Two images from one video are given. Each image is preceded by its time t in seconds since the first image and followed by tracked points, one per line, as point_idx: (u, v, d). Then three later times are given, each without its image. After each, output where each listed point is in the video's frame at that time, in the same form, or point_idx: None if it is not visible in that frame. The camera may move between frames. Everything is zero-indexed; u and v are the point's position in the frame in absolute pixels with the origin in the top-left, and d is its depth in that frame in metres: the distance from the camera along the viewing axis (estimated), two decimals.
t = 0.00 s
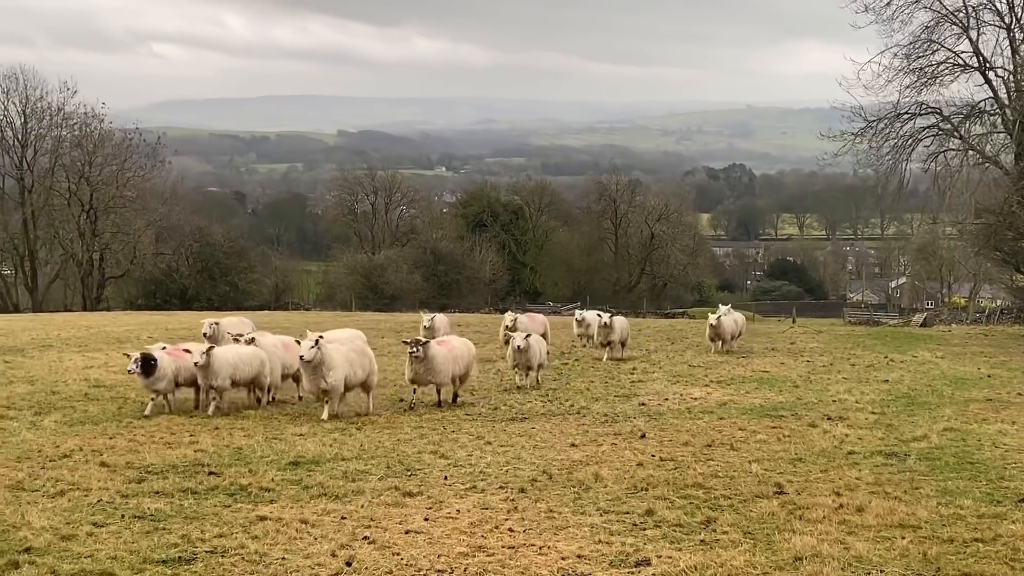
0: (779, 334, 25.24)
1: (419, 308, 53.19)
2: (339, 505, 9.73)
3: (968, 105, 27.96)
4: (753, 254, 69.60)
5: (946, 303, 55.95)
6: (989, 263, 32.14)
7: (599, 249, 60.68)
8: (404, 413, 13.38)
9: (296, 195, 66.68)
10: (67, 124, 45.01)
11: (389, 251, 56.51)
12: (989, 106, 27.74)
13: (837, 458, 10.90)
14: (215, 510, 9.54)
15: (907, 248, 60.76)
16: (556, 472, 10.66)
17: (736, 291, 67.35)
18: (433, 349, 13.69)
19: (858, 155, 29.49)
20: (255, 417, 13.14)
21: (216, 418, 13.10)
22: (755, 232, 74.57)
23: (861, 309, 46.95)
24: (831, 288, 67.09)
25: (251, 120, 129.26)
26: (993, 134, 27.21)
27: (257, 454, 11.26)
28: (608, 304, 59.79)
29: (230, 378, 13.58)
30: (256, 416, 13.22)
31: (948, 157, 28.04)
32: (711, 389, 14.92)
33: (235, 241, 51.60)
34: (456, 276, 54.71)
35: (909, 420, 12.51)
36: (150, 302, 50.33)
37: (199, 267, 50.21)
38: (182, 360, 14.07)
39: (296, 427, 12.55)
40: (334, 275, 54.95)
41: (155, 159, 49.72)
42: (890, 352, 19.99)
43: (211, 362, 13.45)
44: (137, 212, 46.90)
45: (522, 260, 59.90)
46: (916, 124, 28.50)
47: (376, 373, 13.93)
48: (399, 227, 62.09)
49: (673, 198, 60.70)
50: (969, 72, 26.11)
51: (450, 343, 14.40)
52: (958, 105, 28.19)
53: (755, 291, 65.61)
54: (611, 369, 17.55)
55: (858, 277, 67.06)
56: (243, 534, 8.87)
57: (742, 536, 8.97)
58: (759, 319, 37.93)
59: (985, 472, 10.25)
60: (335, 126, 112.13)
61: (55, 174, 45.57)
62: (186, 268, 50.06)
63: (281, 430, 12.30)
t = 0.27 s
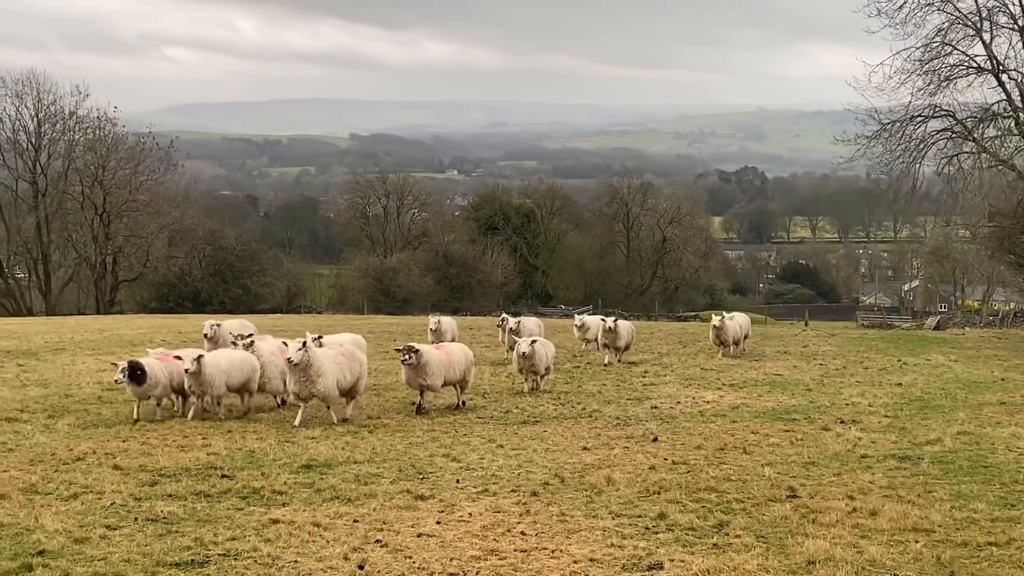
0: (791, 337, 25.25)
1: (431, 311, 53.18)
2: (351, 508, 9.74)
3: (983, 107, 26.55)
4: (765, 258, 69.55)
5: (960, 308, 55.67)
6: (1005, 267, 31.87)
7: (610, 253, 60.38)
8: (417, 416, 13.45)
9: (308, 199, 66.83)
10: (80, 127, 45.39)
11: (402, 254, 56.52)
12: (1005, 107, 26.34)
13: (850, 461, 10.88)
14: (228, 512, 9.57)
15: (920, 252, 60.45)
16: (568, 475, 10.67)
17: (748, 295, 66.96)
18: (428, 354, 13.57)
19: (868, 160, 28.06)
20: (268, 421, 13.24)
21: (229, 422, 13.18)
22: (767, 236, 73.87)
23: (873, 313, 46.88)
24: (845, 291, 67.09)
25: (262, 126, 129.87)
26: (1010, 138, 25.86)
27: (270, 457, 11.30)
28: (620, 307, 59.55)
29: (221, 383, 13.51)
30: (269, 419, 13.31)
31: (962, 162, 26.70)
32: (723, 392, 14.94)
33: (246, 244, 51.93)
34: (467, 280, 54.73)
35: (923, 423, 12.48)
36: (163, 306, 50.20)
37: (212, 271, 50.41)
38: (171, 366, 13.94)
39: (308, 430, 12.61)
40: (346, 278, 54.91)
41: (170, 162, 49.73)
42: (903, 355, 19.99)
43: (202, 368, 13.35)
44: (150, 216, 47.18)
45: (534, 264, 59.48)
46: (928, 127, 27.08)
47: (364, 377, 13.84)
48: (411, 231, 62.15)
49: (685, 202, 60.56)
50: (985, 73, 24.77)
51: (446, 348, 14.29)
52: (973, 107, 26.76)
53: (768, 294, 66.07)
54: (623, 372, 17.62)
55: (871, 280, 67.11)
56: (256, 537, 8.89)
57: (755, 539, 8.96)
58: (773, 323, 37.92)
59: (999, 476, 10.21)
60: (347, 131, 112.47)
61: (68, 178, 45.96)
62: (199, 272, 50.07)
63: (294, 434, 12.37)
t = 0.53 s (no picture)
0: (805, 340, 25.24)
1: (444, 313, 53.20)
2: (363, 511, 9.77)
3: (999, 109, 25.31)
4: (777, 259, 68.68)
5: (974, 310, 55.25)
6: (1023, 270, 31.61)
7: (623, 255, 60.07)
8: (429, 418, 13.56)
9: (320, 201, 67.03)
10: (94, 131, 45.93)
11: (415, 256, 56.53)
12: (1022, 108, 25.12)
13: (863, 464, 10.89)
14: (240, 515, 9.61)
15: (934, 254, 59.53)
16: (580, 478, 10.69)
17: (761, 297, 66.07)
18: (422, 360, 13.42)
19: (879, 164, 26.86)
20: (281, 424, 13.39)
21: (241, 425, 13.31)
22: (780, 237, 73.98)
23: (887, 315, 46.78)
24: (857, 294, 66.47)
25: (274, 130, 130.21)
26: None
27: (282, 459, 11.35)
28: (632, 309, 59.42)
29: (212, 389, 13.57)
30: (281, 423, 13.44)
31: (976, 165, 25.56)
32: (735, 395, 14.98)
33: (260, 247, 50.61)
34: (479, 282, 54.66)
35: (936, 426, 12.47)
36: (175, 308, 49.20)
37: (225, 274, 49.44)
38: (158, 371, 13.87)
39: (320, 433, 12.68)
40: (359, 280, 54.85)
41: (181, 166, 50.39)
42: (916, 358, 20.02)
43: (193, 375, 13.36)
44: (162, 220, 47.52)
45: (547, 266, 59.48)
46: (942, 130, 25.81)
47: (354, 385, 13.48)
48: (423, 232, 61.74)
49: (698, 204, 60.50)
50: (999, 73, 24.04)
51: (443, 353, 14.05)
52: (989, 109, 25.49)
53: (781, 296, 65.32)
54: (635, 375, 17.73)
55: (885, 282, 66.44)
56: (269, 540, 8.92)
57: (768, 543, 8.96)
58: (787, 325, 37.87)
59: (1013, 479, 10.18)
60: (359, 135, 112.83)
61: (82, 182, 46.36)
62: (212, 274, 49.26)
63: (306, 437, 12.45)
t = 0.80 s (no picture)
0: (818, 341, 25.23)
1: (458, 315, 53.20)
2: (376, 513, 9.80)
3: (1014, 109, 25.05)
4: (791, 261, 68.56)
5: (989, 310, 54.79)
6: None
7: (637, 257, 59.86)
8: (443, 421, 13.65)
9: (334, 204, 67.20)
10: (108, 133, 46.02)
11: (428, 258, 56.48)
12: None
13: (877, 466, 10.89)
14: (254, 517, 9.64)
15: (947, 254, 58.03)
16: (594, 480, 10.72)
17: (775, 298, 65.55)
18: (414, 361, 13.37)
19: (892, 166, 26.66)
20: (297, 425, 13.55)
21: (255, 427, 13.41)
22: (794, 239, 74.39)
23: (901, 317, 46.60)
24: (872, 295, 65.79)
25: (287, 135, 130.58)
26: None
27: (295, 461, 11.40)
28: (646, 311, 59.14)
29: (205, 394, 13.38)
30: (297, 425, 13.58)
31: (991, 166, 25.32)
32: (749, 397, 15.01)
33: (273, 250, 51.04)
34: (492, 284, 54.43)
35: (950, 427, 12.47)
36: (190, 310, 49.70)
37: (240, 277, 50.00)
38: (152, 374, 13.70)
39: (333, 435, 12.74)
40: (373, 283, 54.79)
41: (198, 169, 50.43)
42: (931, 360, 19.99)
43: (187, 379, 13.19)
44: (176, 222, 47.44)
45: (560, 268, 59.40)
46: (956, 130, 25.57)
47: (349, 387, 13.45)
48: (437, 235, 61.20)
49: (711, 205, 60.32)
50: (1014, 73, 23.79)
51: (438, 355, 14.02)
52: (1003, 109, 25.23)
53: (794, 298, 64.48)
54: (649, 377, 17.82)
55: (899, 283, 65.14)
56: (282, 542, 8.95)
57: (782, 545, 8.96)
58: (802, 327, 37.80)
59: None
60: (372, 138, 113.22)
61: (96, 184, 46.57)
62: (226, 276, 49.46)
63: (320, 439, 12.52)
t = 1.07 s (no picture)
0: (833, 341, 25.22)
1: (472, 316, 53.24)
2: (390, 514, 9.82)
3: None
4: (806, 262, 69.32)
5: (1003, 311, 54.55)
6: None
7: (651, 258, 59.79)
8: (456, 422, 13.72)
9: (349, 205, 67.35)
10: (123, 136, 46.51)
11: (442, 259, 56.57)
12: None
13: (892, 467, 10.88)
14: (269, 518, 9.67)
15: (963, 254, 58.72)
16: (608, 481, 10.73)
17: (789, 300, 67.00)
18: (406, 365, 13.36)
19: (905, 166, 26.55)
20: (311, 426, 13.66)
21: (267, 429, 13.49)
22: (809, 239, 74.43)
23: (916, 318, 46.53)
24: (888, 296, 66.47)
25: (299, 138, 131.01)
26: None
27: (309, 462, 11.44)
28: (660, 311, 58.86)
29: (196, 399, 13.24)
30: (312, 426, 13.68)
31: (1006, 165, 25.16)
32: (764, 398, 15.04)
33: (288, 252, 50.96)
34: (507, 285, 54.61)
35: (966, 429, 12.46)
36: (204, 312, 50.00)
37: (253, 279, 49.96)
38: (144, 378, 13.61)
39: (348, 437, 12.81)
40: (387, 284, 54.84)
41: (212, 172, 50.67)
42: (947, 360, 20.00)
43: (177, 383, 13.04)
44: (192, 224, 47.87)
45: (573, 269, 59.48)
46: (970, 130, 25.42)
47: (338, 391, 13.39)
48: (451, 236, 61.84)
49: (725, 206, 60.24)
50: None
51: (432, 358, 14.02)
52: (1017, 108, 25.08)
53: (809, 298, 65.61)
54: (664, 378, 17.89)
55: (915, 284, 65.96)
56: (297, 543, 8.97)
57: (796, 546, 8.94)
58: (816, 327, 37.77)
59: None
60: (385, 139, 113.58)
61: (111, 186, 46.96)
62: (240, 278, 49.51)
63: (334, 440, 12.58)
